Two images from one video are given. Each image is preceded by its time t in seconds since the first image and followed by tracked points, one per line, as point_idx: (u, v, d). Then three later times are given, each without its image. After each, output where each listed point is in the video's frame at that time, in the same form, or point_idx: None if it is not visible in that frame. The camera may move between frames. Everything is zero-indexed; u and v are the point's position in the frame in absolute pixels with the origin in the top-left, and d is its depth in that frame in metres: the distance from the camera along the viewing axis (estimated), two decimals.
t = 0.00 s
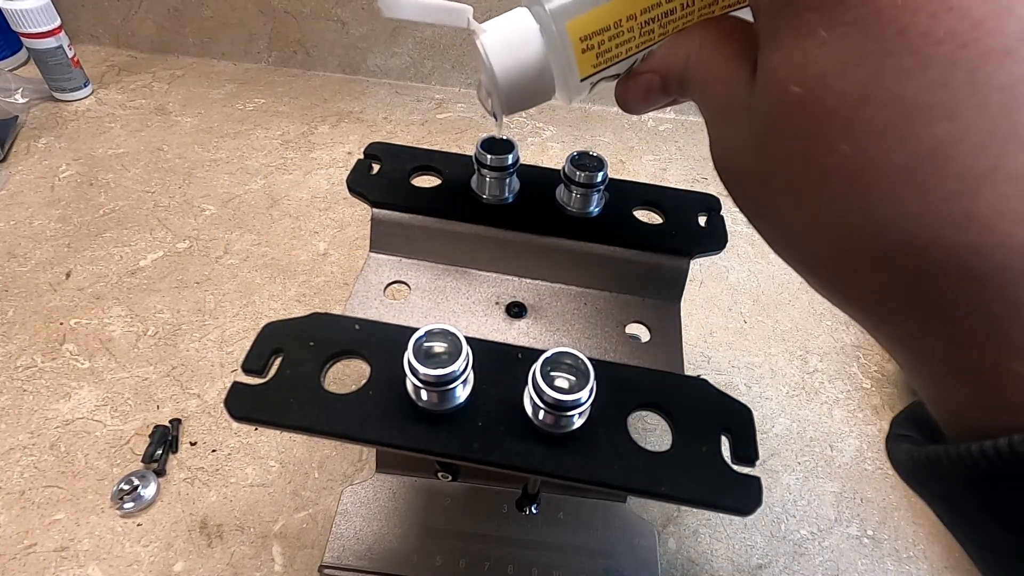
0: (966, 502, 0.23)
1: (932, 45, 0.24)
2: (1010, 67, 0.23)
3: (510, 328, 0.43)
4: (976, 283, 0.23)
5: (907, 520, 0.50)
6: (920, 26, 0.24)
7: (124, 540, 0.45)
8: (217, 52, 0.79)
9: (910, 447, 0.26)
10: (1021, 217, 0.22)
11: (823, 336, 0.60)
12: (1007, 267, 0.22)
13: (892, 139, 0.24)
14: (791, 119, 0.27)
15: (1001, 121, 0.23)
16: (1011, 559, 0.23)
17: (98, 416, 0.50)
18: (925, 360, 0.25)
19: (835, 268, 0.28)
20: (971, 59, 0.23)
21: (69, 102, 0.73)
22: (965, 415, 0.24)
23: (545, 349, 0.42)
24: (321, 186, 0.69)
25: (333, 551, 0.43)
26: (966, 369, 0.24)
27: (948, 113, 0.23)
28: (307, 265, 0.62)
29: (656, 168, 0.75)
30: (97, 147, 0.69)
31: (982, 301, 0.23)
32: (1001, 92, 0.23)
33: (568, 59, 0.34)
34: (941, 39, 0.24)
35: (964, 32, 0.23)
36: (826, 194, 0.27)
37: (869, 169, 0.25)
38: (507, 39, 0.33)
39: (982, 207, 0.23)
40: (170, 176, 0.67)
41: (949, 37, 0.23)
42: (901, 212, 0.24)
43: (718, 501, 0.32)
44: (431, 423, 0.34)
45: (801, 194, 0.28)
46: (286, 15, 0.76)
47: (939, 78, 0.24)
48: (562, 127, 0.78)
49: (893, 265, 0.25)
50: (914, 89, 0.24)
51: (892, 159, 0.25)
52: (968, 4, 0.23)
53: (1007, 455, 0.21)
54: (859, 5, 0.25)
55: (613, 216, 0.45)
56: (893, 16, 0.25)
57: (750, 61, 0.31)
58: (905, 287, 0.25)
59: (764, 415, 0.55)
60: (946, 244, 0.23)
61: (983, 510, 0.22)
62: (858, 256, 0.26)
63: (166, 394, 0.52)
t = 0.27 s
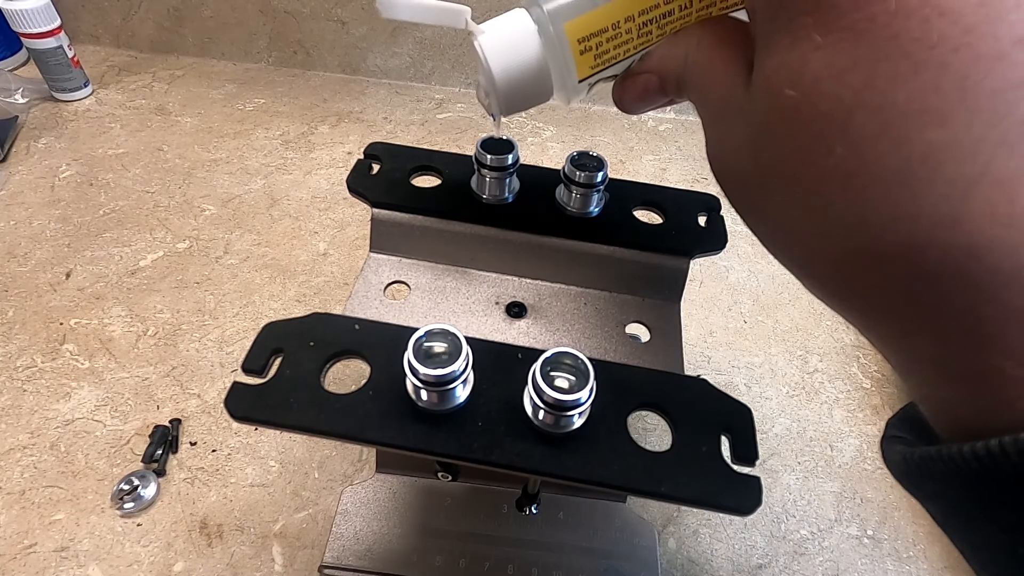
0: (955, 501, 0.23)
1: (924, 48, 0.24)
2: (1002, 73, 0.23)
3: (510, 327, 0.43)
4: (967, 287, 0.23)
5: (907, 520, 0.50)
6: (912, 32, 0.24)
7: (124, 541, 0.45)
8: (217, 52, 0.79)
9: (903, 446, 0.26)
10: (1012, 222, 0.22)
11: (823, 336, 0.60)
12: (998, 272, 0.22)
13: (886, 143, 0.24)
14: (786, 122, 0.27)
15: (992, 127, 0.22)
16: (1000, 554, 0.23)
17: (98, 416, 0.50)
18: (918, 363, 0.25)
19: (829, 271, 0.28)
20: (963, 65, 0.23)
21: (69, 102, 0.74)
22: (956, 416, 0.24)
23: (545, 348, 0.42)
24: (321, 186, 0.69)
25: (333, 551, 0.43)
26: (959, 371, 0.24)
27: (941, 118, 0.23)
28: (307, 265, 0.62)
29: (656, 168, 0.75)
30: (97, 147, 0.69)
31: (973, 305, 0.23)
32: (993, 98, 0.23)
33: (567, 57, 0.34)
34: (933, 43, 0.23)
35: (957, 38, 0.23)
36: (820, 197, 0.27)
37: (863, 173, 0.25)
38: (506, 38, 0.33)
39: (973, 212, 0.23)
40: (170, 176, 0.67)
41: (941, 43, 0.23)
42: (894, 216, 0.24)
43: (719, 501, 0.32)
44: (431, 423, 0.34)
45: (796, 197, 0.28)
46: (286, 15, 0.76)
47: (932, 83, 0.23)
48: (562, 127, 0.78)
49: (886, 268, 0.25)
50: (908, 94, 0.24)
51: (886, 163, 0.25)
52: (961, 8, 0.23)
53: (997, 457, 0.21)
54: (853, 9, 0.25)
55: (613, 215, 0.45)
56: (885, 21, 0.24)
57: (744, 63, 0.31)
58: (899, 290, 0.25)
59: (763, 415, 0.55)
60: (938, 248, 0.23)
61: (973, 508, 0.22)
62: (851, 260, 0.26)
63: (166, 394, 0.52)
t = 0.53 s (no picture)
0: (953, 501, 0.23)
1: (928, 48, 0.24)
2: (1003, 72, 0.23)
3: (510, 327, 0.43)
4: (966, 285, 0.23)
5: (907, 520, 0.50)
6: (915, 31, 0.24)
7: (124, 540, 0.45)
8: (217, 52, 0.80)
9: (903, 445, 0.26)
10: (1013, 220, 0.22)
11: (823, 336, 0.60)
12: (998, 270, 0.22)
13: (887, 143, 0.25)
14: (787, 122, 0.28)
15: (994, 126, 0.23)
16: (996, 553, 0.23)
17: (98, 416, 0.50)
18: (915, 363, 0.25)
19: (829, 270, 0.28)
20: (965, 64, 0.23)
21: (69, 102, 0.74)
22: (953, 416, 0.24)
23: (545, 348, 0.42)
24: (321, 186, 0.69)
25: (333, 551, 0.43)
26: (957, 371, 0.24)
27: (942, 117, 0.23)
28: (307, 265, 0.62)
29: (656, 168, 0.75)
30: (97, 147, 0.69)
31: (971, 303, 0.23)
32: (994, 97, 0.23)
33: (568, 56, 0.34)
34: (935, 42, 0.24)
35: (959, 37, 0.23)
36: (821, 196, 0.27)
37: (864, 172, 0.25)
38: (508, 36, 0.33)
39: (973, 210, 0.23)
40: (170, 176, 0.67)
41: (943, 42, 0.24)
42: (894, 214, 0.24)
43: (719, 502, 0.32)
44: (431, 423, 0.34)
45: (796, 197, 0.28)
46: (286, 15, 0.76)
47: (934, 82, 0.24)
48: (562, 127, 0.78)
49: (885, 267, 0.25)
50: (909, 93, 0.24)
51: (887, 162, 0.25)
52: (964, 8, 0.23)
53: (996, 457, 0.21)
54: (856, 8, 0.25)
55: (613, 215, 0.45)
56: (886, 21, 0.25)
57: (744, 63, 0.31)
58: (898, 289, 0.25)
59: (763, 415, 0.55)
60: (938, 247, 0.23)
61: (971, 507, 0.22)
62: (851, 259, 0.26)
63: (166, 394, 0.52)
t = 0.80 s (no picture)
0: (952, 500, 0.23)
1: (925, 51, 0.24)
2: (999, 75, 0.23)
3: (510, 327, 0.43)
4: (961, 287, 0.23)
5: (907, 520, 0.50)
6: (911, 35, 0.24)
7: (125, 540, 0.45)
8: (217, 53, 0.80)
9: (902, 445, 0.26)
10: (1009, 222, 0.22)
11: (823, 336, 0.60)
12: (993, 272, 0.22)
13: (884, 144, 0.24)
14: (786, 123, 0.28)
15: (990, 127, 0.23)
16: (994, 553, 0.23)
17: (98, 416, 0.50)
18: (914, 362, 0.25)
19: (826, 271, 0.27)
20: (961, 68, 0.23)
21: (69, 102, 0.74)
22: (954, 416, 0.24)
23: (545, 348, 0.42)
24: (321, 186, 0.69)
25: (333, 551, 0.43)
26: (957, 371, 0.24)
27: (938, 120, 0.23)
28: (307, 265, 0.62)
29: (656, 168, 0.75)
30: (97, 147, 0.69)
31: (967, 305, 0.23)
32: (991, 100, 0.23)
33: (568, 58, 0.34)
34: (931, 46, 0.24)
35: (955, 41, 0.23)
36: (819, 197, 0.27)
37: (862, 173, 0.25)
38: (508, 40, 0.33)
39: (968, 212, 0.23)
40: (170, 176, 0.67)
41: (939, 46, 0.24)
42: (891, 216, 0.24)
43: (719, 502, 0.32)
44: (431, 423, 0.34)
45: (796, 197, 0.28)
46: (286, 15, 0.76)
47: (931, 85, 0.24)
48: (562, 128, 0.78)
49: (881, 269, 0.25)
50: (907, 95, 0.24)
51: (884, 164, 0.25)
52: (959, 12, 0.23)
53: (993, 457, 0.21)
54: (855, 8, 0.25)
55: (613, 216, 0.45)
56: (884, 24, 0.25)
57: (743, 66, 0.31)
58: (895, 290, 0.25)
59: (763, 415, 0.55)
60: (934, 248, 0.23)
61: (970, 507, 0.22)
62: (848, 259, 0.26)
63: (166, 394, 0.52)
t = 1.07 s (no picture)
0: (948, 502, 0.23)
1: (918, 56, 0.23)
2: (993, 81, 0.23)
3: (510, 327, 0.43)
4: (955, 293, 0.23)
5: (907, 520, 0.50)
6: (906, 41, 0.24)
7: (124, 541, 0.45)
8: (217, 53, 0.80)
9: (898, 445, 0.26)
10: (1003, 229, 0.22)
11: (823, 336, 0.60)
12: (987, 279, 0.22)
13: (878, 149, 0.24)
14: (780, 127, 0.27)
15: (984, 133, 0.23)
16: (990, 555, 0.23)
17: (98, 416, 0.50)
18: (911, 363, 0.25)
19: (821, 272, 0.28)
20: (955, 73, 0.23)
21: (69, 102, 0.74)
22: (952, 416, 0.24)
23: (545, 348, 0.42)
24: (321, 186, 0.69)
25: (333, 551, 0.43)
26: (952, 373, 0.24)
27: (932, 125, 0.23)
28: (307, 265, 0.62)
29: (656, 168, 0.75)
30: (97, 147, 0.69)
31: (961, 310, 0.23)
32: (984, 106, 0.23)
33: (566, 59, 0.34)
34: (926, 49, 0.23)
35: (949, 46, 0.23)
36: (812, 200, 0.27)
37: (856, 178, 0.25)
38: (505, 43, 0.33)
39: (962, 220, 0.23)
40: (170, 176, 0.67)
41: (934, 51, 0.23)
42: (885, 222, 0.25)
43: (719, 501, 0.32)
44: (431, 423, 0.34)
45: (790, 200, 0.28)
46: (286, 15, 0.76)
47: (924, 91, 0.23)
48: (562, 128, 0.78)
49: (876, 273, 0.25)
50: (900, 100, 0.24)
51: (879, 169, 0.25)
52: (952, 17, 0.23)
53: (986, 459, 0.21)
54: (850, 16, 0.25)
55: (613, 216, 0.45)
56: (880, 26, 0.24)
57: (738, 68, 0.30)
58: (890, 294, 0.25)
59: (763, 415, 0.55)
60: (928, 254, 0.24)
61: (965, 509, 0.22)
62: (843, 263, 0.26)
63: (166, 394, 0.52)
